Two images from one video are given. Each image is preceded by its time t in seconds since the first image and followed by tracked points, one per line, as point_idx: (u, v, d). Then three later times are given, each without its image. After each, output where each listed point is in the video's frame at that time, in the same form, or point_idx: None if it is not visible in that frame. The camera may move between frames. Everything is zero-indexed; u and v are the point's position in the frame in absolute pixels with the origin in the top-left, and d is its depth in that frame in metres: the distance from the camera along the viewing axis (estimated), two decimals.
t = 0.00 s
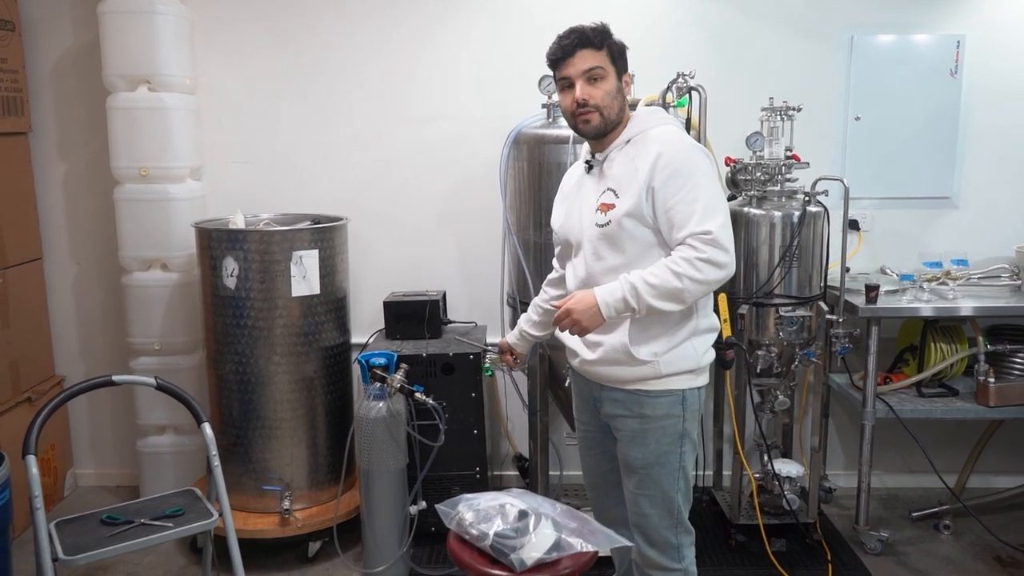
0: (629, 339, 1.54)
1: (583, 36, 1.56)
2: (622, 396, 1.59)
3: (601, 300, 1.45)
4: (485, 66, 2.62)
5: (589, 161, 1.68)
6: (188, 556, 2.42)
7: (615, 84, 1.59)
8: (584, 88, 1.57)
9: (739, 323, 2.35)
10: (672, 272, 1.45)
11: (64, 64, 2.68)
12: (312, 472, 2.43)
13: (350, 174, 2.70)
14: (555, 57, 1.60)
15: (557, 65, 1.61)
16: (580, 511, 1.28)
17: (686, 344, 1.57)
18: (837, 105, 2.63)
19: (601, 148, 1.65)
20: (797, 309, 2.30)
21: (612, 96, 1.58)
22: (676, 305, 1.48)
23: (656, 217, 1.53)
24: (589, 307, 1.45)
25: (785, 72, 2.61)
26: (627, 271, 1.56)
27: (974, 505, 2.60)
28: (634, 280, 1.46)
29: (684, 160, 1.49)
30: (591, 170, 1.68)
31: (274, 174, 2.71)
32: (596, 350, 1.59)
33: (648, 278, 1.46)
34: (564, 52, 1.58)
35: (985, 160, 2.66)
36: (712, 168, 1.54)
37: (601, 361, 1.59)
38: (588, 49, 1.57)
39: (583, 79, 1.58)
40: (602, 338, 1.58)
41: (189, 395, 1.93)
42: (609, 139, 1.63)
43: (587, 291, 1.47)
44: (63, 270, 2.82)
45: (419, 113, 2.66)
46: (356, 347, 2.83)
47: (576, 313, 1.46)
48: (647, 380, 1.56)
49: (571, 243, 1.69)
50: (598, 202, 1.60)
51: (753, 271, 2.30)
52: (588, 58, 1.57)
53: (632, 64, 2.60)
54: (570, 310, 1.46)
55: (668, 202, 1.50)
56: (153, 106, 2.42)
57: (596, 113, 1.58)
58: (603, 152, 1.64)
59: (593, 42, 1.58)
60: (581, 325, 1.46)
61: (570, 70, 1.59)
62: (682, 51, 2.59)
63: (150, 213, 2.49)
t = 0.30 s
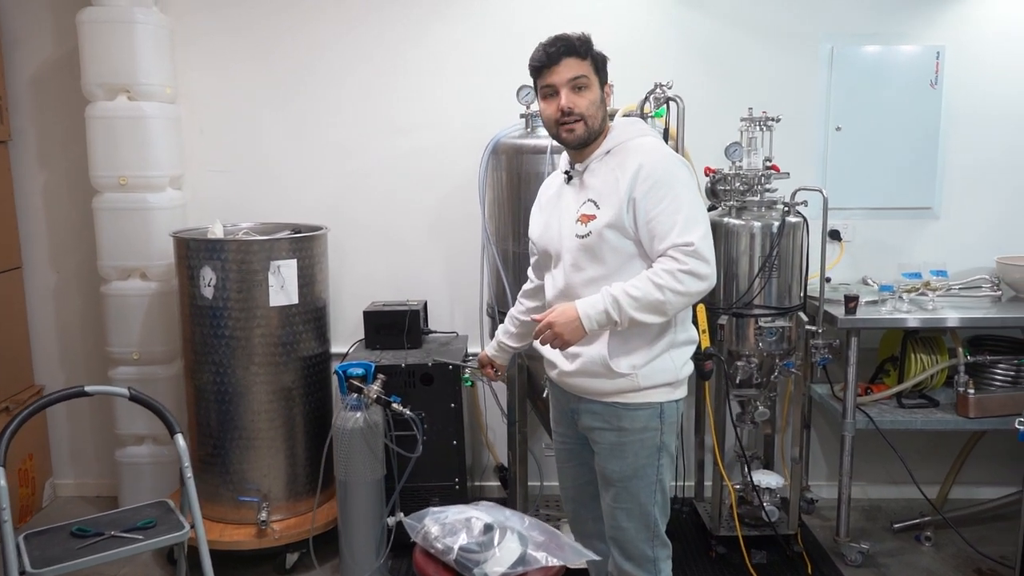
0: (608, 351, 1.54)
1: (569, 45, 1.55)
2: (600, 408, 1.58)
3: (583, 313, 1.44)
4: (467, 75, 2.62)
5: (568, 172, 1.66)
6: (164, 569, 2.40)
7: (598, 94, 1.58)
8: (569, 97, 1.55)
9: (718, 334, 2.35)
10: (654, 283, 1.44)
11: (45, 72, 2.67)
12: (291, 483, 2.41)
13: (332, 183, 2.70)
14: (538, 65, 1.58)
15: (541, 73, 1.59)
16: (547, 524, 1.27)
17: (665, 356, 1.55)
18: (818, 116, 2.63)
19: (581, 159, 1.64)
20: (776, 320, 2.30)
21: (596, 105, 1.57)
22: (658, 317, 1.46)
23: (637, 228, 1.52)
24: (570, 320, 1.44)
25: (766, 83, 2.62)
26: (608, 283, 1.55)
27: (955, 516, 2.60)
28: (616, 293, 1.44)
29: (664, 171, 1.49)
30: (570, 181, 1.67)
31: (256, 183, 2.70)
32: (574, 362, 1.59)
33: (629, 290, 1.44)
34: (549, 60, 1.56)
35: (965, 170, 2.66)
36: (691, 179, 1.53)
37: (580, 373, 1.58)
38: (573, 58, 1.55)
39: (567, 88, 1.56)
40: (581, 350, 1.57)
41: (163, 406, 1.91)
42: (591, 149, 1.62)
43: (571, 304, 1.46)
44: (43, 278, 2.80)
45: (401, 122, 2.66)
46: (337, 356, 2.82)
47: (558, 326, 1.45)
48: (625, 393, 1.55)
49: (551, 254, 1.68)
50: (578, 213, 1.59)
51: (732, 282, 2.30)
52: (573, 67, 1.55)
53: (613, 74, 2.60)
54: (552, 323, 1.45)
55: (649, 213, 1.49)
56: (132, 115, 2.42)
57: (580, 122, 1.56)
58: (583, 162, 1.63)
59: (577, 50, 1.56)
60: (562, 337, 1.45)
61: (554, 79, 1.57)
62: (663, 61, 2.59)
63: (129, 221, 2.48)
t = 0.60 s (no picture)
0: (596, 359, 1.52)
1: (563, 47, 1.54)
2: (590, 416, 1.56)
3: (579, 323, 1.41)
4: (460, 83, 2.62)
5: (550, 179, 1.65)
6: None
7: (587, 99, 1.57)
8: (558, 98, 1.54)
9: (711, 342, 2.35)
10: (647, 290, 1.43)
11: (39, 81, 2.68)
12: (282, 492, 2.40)
13: (325, 191, 2.70)
14: (528, 64, 1.57)
15: (531, 73, 1.57)
16: (531, 534, 1.14)
17: (653, 362, 1.55)
18: (811, 123, 2.63)
19: (563, 165, 1.63)
20: (769, 328, 2.28)
21: (584, 109, 1.56)
22: (653, 324, 1.45)
23: (624, 236, 1.51)
24: (569, 327, 1.41)
25: (759, 90, 2.61)
26: (596, 291, 1.54)
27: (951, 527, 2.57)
28: (611, 302, 1.43)
29: (651, 179, 1.48)
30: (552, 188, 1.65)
31: (249, 191, 2.71)
32: (562, 371, 1.56)
33: (623, 299, 1.43)
34: (541, 60, 1.55)
35: (961, 178, 2.65)
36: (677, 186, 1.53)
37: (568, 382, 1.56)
38: (565, 61, 1.55)
39: (557, 89, 1.55)
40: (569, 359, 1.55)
41: (152, 415, 1.90)
42: (576, 153, 1.60)
43: (568, 315, 1.43)
44: (37, 286, 2.80)
45: (394, 130, 2.66)
46: (330, 365, 2.81)
47: (554, 333, 1.41)
48: (615, 400, 1.53)
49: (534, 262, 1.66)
50: (562, 221, 1.57)
51: (724, 290, 2.30)
52: (564, 69, 1.54)
53: (606, 81, 2.60)
54: (549, 330, 1.41)
55: (638, 221, 1.48)
56: (125, 123, 2.42)
57: (568, 124, 1.55)
58: (567, 168, 1.62)
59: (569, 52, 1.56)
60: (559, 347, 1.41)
61: (545, 79, 1.55)
62: (656, 69, 2.59)
63: (122, 230, 2.48)
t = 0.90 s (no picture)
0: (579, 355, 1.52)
1: (556, 49, 1.56)
2: (572, 412, 1.56)
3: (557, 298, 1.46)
4: (457, 88, 2.62)
5: (532, 179, 1.61)
6: None
7: (575, 103, 1.58)
8: (548, 98, 1.54)
9: (706, 348, 2.33)
10: (630, 284, 1.45)
11: (37, 84, 2.69)
12: (276, 496, 2.40)
13: (321, 195, 2.70)
14: (521, 62, 1.57)
15: (522, 71, 1.57)
16: (519, 540, 1.13)
17: (636, 359, 1.56)
18: (808, 129, 2.62)
19: (547, 164, 1.60)
20: (765, 334, 2.27)
21: (571, 112, 1.57)
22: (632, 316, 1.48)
23: (612, 235, 1.52)
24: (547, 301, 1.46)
25: (756, 96, 2.61)
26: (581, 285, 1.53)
27: (948, 535, 2.56)
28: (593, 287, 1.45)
29: (642, 182, 1.51)
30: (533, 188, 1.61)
31: (246, 194, 2.71)
32: (545, 370, 1.56)
33: (606, 287, 1.45)
34: (532, 60, 1.56)
35: (958, 184, 2.64)
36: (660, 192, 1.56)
37: (551, 380, 1.55)
38: (556, 64, 1.56)
39: (548, 89, 1.55)
40: (552, 357, 1.55)
41: (144, 418, 1.90)
42: (559, 155, 1.60)
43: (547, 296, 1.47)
44: (34, 290, 2.81)
45: (390, 134, 2.66)
46: (326, 368, 2.81)
47: (531, 313, 1.45)
48: (599, 393, 1.53)
49: (515, 261, 1.60)
50: (549, 219, 1.53)
51: (720, 295, 2.30)
52: (556, 71, 1.55)
53: (603, 87, 2.60)
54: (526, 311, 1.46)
55: (627, 222, 1.49)
56: (121, 127, 2.43)
57: (555, 124, 1.55)
58: (550, 168, 1.60)
59: (561, 55, 1.57)
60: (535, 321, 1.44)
61: (536, 78, 1.56)
62: (652, 74, 2.59)
63: (117, 233, 2.48)
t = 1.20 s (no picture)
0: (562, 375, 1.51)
1: (548, 56, 1.52)
2: (546, 432, 1.55)
3: (571, 306, 1.41)
4: (463, 92, 2.63)
5: (523, 187, 1.58)
6: None
7: (566, 110, 1.55)
8: (538, 106, 1.51)
9: (711, 353, 2.33)
10: (640, 296, 1.45)
11: (47, 88, 2.71)
12: (280, 499, 2.40)
13: (326, 199, 2.71)
14: (510, 68, 1.54)
15: (511, 78, 1.54)
16: (518, 544, 1.13)
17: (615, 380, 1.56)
18: (815, 134, 2.61)
19: (538, 172, 1.57)
20: (770, 340, 2.27)
21: (562, 120, 1.54)
22: (636, 329, 1.48)
23: (611, 249, 1.52)
24: (562, 308, 1.40)
25: (763, 100, 2.60)
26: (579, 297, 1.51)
27: (954, 544, 2.54)
28: (603, 298, 1.44)
29: (642, 196, 1.52)
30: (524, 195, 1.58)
31: (252, 197, 2.72)
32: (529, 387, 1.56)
33: (616, 298, 1.44)
34: (522, 67, 1.52)
35: (966, 189, 2.63)
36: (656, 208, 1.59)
37: (528, 396, 1.55)
38: (548, 71, 1.53)
39: (538, 97, 1.52)
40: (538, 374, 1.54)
41: (148, 420, 1.90)
42: (550, 164, 1.57)
43: (554, 298, 1.42)
44: (42, 292, 2.82)
45: (395, 138, 2.67)
46: (331, 371, 2.81)
47: (545, 316, 1.39)
48: (574, 417, 1.52)
49: (500, 270, 1.58)
50: (542, 229, 1.52)
51: (725, 300, 2.29)
52: (547, 77, 1.52)
53: (608, 91, 2.60)
54: (539, 312, 1.39)
55: (630, 235, 1.50)
56: (129, 130, 2.44)
57: (546, 133, 1.52)
58: (541, 177, 1.57)
59: (553, 61, 1.54)
60: (551, 327, 1.39)
61: (525, 85, 1.52)
62: (658, 78, 2.59)
63: (124, 235, 2.49)
